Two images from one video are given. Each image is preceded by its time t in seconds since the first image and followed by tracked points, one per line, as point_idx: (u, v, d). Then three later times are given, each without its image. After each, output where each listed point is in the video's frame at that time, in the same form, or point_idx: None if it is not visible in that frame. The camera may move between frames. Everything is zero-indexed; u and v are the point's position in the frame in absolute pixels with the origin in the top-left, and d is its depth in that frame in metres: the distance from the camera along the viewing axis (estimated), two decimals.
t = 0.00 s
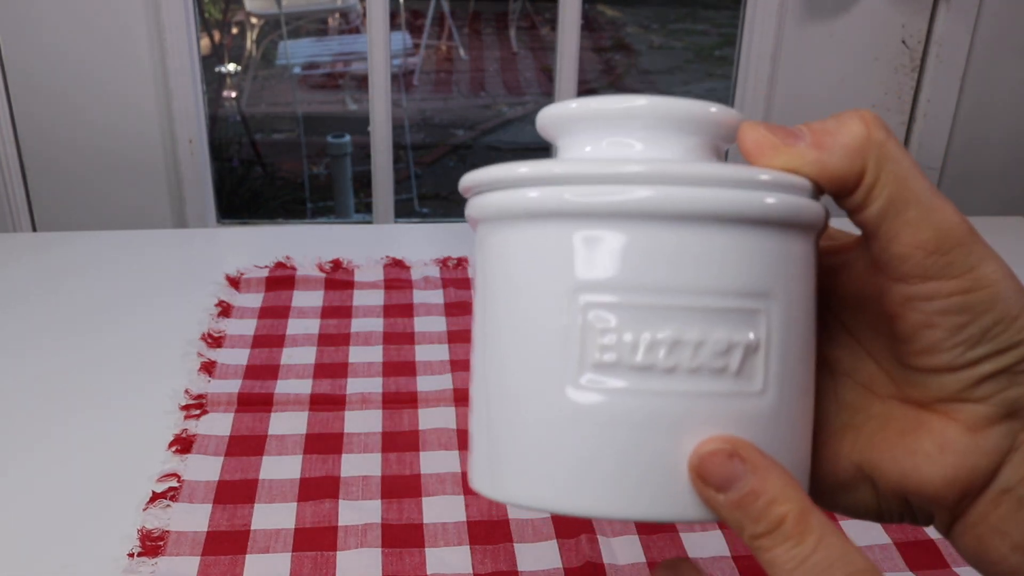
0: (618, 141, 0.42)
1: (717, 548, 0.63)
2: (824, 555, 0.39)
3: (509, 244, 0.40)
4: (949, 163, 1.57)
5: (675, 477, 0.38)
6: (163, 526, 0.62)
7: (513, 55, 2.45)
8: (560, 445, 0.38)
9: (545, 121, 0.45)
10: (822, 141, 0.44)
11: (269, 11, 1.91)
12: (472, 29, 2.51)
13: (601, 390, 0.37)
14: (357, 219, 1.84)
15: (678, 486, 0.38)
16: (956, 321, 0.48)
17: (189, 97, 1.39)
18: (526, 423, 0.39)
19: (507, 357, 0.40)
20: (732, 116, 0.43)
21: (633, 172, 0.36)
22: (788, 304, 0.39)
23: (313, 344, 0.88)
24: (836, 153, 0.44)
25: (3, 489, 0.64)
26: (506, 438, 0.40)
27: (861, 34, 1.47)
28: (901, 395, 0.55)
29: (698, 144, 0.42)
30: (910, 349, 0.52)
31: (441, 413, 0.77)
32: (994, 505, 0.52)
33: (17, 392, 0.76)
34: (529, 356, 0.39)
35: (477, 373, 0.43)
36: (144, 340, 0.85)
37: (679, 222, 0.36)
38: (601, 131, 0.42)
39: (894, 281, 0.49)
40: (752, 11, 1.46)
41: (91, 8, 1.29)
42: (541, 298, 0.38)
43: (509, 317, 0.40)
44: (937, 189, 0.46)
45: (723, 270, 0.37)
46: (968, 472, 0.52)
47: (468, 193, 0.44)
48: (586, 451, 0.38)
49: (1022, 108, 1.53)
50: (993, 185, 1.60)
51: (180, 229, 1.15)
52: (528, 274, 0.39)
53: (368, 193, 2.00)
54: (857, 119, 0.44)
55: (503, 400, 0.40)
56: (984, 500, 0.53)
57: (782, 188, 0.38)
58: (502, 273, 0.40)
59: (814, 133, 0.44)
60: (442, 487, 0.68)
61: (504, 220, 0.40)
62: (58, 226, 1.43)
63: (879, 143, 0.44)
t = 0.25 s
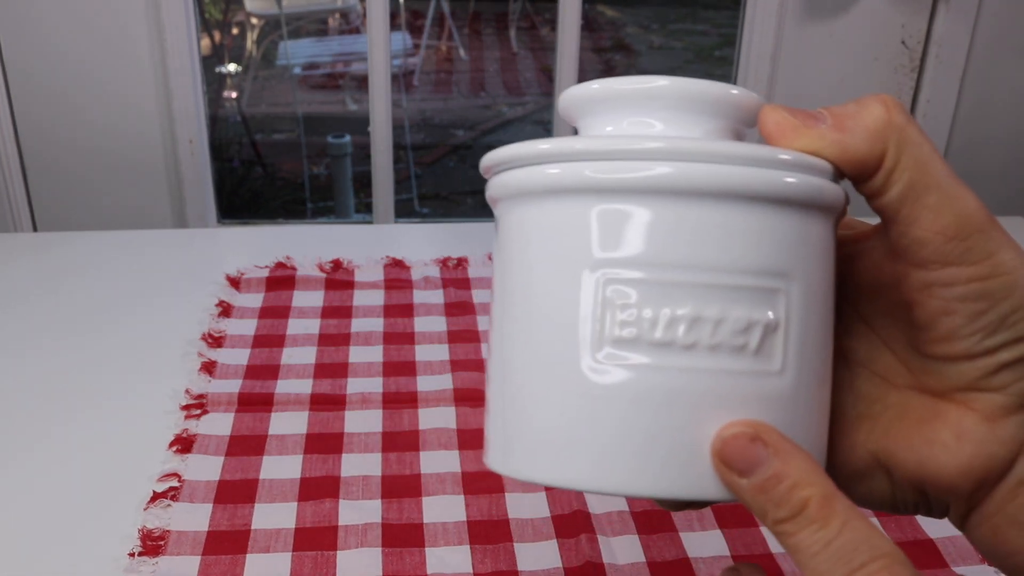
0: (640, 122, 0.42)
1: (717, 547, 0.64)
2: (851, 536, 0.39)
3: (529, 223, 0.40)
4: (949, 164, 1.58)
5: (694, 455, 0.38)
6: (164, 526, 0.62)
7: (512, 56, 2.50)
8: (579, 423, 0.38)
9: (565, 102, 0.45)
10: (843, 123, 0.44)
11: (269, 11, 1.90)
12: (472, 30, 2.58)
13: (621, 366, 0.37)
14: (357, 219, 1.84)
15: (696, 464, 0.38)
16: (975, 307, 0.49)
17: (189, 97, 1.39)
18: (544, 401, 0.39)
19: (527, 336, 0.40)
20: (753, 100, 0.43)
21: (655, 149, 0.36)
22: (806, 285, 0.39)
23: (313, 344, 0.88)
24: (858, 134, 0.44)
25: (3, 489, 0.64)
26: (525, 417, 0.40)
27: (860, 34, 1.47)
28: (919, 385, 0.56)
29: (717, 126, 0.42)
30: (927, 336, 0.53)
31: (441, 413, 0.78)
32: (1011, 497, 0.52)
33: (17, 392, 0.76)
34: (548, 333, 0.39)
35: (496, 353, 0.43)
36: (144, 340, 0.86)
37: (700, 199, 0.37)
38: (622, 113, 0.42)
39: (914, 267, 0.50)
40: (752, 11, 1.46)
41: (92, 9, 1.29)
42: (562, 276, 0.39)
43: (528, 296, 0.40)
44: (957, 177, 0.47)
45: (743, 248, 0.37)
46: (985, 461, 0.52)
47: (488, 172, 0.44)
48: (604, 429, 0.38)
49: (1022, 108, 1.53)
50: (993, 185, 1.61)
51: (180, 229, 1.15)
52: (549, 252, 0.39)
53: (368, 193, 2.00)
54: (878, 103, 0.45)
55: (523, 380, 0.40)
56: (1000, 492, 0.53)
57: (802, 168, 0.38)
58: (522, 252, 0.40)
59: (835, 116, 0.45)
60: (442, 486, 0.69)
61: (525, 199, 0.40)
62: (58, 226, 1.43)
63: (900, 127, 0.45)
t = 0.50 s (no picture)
0: (665, 132, 0.42)
1: (717, 547, 0.64)
2: (882, 547, 0.37)
3: (552, 231, 0.40)
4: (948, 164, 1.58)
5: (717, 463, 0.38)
6: (164, 526, 0.62)
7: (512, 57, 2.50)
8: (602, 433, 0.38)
9: (590, 111, 0.45)
10: (863, 134, 0.45)
11: (269, 12, 1.86)
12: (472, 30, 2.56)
13: (646, 375, 0.37)
14: (357, 219, 1.84)
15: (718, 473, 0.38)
16: (994, 316, 0.50)
17: (189, 97, 1.39)
18: (567, 408, 0.40)
19: (552, 345, 0.40)
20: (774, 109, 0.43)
21: (677, 159, 0.37)
22: (829, 293, 0.39)
23: (313, 344, 0.88)
24: (877, 145, 0.44)
25: (3, 489, 0.64)
26: (547, 423, 0.40)
27: (860, 34, 1.47)
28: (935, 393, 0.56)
29: (741, 135, 0.42)
30: (944, 345, 0.53)
31: (441, 413, 0.78)
32: None
33: (17, 392, 0.76)
34: (571, 342, 0.39)
35: (518, 360, 0.43)
36: (144, 339, 0.86)
37: (724, 208, 0.37)
38: (647, 122, 0.42)
39: (933, 276, 0.51)
40: (752, 11, 1.47)
41: (92, 9, 1.29)
42: (586, 285, 0.39)
43: (551, 303, 0.40)
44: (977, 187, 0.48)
45: (767, 256, 0.37)
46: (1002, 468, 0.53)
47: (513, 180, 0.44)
48: (626, 436, 0.38)
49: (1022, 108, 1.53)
50: (993, 185, 1.60)
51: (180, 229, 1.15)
52: (573, 260, 0.39)
53: (368, 193, 2.00)
54: (899, 114, 0.45)
55: (547, 389, 0.40)
56: (1016, 500, 0.54)
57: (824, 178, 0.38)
58: (545, 260, 0.41)
59: (858, 126, 0.45)
60: (442, 486, 0.69)
61: (548, 207, 0.40)
62: (57, 226, 1.44)
63: (921, 136, 0.45)
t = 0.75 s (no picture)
0: (660, 127, 0.42)
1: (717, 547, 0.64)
2: (727, 516, 0.33)
3: (550, 230, 0.40)
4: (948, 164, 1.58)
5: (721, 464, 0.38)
6: (164, 526, 0.62)
7: (512, 56, 2.50)
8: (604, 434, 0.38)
9: (585, 108, 0.45)
10: (864, 131, 0.45)
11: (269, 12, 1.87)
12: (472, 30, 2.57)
13: (648, 375, 0.37)
14: (357, 219, 1.84)
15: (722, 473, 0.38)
16: (994, 313, 0.50)
17: (189, 97, 1.39)
18: (567, 408, 0.39)
19: (551, 345, 0.40)
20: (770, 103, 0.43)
21: (672, 156, 0.36)
22: (829, 292, 0.39)
23: (313, 344, 0.88)
24: (879, 141, 0.44)
25: (3, 489, 0.64)
26: (546, 423, 0.40)
27: (860, 34, 1.47)
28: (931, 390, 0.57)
29: (738, 130, 0.42)
30: (944, 342, 0.54)
31: (441, 413, 0.78)
32: (1023, 502, 0.54)
33: (17, 392, 0.76)
34: (571, 341, 0.39)
35: (514, 357, 0.43)
36: (144, 339, 0.86)
37: (725, 208, 0.37)
38: (643, 117, 0.42)
39: (932, 272, 0.51)
40: (752, 11, 1.47)
41: (92, 9, 1.29)
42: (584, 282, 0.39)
43: (550, 303, 0.40)
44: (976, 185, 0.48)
45: (769, 255, 0.37)
46: (999, 464, 0.54)
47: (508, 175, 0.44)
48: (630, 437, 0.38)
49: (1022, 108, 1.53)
50: (994, 185, 1.60)
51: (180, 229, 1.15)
52: (572, 259, 0.39)
53: (368, 193, 2.00)
54: (901, 109, 0.45)
55: (547, 390, 0.40)
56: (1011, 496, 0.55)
57: (823, 174, 0.38)
58: (543, 258, 0.41)
59: (858, 122, 0.45)
60: (442, 486, 0.69)
61: (546, 205, 0.40)
62: (57, 226, 1.43)
63: (922, 133, 0.45)
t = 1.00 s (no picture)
0: (658, 140, 0.42)
1: (716, 547, 0.64)
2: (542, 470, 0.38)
3: (554, 241, 0.40)
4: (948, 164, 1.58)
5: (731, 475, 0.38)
6: (164, 526, 0.62)
7: (512, 56, 2.50)
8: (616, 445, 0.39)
9: (582, 120, 0.45)
10: (863, 140, 0.45)
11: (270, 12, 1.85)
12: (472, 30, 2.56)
13: (657, 386, 0.38)
14: (357, 219, 1.84)
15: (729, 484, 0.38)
16: (991, 318, 0.50)
17: (189, 97, 1.39)
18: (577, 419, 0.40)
19: (558, 357, 0.40)
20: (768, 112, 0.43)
21: (674, 167, 0.36)
22: (835, 300, 0.39)
23: (313, 344, 0.88)
24: (879, 150, 0.44)
25: (3, 489, 0.64)
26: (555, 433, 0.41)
27: (860, 34, 1.47)
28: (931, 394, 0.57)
29: (736, 140, 0.42)
30: (942, 348, 0.53)
31: (441, 413, 0.78)
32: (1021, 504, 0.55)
33: (17, 392, 0.76)
34: (578, 353, 0.39)
35: (518, 370, 0.43)
36: (144, 339, 0.86)
37: (731, 220, 0.37)
38: (642, 130, 0.42)
39: (931, 279, 0.51)
40: (752, 11, 1.47)
41: (91, 9, 1.29)
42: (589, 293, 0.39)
43: (556, 313, 0.40)
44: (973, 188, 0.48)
45: (777, 266, 0.37)
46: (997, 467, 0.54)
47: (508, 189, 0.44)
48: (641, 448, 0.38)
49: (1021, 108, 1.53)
50: (994, 185, 1.60)
51: (180, 229, 1.15)
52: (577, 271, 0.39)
53: (368, 194, 2.00)
54: (898, 117, 0.45)
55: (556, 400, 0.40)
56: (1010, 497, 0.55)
57: (826, 185, 0.38)
58: (546, 271, 0.41)
59: (856, 131, 0.45)
60: (442, 486, 0.69)
61: (548, 218, 0.40)
62: (57, 226, 1.43)
63: (920, 140, 0.45)
